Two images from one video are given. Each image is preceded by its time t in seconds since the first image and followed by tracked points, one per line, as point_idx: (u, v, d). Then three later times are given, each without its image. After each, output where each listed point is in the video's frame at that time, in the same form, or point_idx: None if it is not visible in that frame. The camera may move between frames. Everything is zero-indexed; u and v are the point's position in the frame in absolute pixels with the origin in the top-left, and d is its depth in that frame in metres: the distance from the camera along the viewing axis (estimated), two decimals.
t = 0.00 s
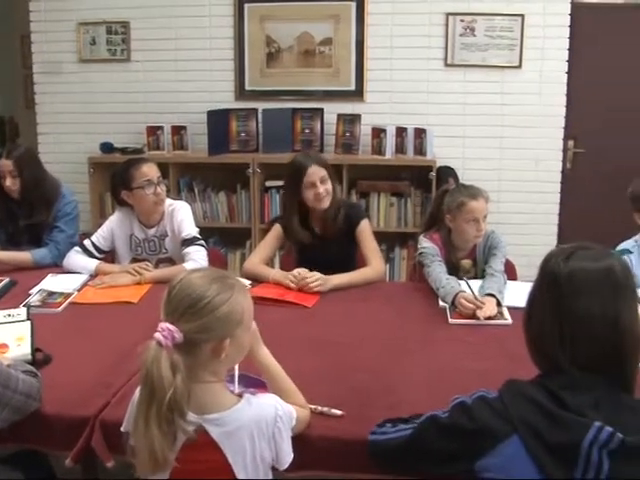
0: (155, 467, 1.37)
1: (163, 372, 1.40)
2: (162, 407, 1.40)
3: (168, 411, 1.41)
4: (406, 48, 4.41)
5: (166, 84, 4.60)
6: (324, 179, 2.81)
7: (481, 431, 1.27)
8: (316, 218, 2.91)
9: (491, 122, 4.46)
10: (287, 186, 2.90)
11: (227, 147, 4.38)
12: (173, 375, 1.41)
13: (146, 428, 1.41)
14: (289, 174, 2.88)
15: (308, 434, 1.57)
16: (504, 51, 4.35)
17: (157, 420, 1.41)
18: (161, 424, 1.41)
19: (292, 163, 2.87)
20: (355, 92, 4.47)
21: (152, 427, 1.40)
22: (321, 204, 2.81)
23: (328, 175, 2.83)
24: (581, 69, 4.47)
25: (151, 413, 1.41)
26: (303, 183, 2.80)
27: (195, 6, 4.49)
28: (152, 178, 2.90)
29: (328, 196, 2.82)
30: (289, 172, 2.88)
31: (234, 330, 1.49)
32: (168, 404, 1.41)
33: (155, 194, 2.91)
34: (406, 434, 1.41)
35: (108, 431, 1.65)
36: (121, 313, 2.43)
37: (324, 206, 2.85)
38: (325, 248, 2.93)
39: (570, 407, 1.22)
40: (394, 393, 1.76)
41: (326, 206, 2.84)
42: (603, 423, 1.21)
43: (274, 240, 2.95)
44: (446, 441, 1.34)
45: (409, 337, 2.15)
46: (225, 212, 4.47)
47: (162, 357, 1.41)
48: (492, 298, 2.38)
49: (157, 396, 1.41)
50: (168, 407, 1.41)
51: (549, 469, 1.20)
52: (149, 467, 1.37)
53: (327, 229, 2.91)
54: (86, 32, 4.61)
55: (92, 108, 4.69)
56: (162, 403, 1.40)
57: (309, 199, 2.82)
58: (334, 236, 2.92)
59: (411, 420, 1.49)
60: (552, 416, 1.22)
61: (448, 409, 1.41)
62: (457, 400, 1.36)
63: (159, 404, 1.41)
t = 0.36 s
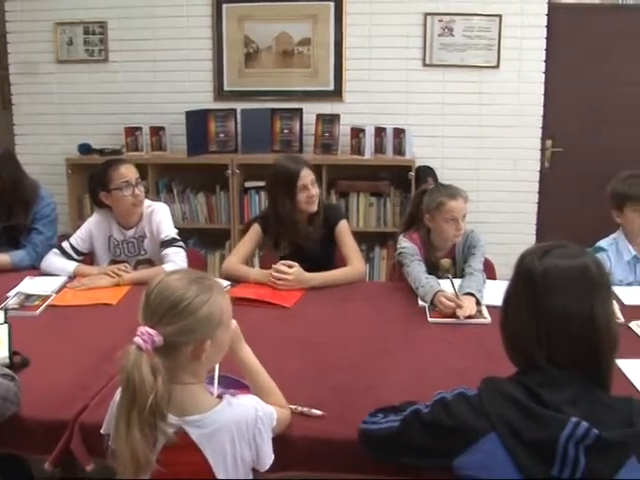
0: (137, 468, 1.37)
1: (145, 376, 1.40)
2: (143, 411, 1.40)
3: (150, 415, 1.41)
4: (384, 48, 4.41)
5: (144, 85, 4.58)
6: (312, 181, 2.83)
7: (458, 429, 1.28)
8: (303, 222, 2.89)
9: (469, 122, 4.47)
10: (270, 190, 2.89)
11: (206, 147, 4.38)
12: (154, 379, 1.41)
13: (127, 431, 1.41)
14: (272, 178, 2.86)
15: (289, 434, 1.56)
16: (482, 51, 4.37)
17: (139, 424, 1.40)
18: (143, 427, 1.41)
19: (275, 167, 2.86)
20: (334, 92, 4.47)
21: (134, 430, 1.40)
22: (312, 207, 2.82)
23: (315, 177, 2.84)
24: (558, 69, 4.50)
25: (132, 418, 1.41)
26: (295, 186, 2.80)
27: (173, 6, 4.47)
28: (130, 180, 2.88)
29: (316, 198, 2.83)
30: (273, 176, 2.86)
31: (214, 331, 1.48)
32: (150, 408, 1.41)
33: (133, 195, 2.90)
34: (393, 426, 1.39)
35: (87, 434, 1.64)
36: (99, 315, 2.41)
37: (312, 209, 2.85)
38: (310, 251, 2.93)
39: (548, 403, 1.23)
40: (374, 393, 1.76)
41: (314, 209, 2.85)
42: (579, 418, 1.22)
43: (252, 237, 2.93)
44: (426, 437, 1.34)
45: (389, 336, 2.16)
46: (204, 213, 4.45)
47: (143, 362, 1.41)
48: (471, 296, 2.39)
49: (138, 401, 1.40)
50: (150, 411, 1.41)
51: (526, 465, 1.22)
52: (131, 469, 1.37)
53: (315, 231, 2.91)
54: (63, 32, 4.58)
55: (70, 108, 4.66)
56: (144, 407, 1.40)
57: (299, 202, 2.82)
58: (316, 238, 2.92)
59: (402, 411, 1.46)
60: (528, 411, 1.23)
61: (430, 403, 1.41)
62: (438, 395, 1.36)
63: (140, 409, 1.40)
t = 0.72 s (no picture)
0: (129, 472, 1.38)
1: (136, 382, 1.39)
2: (134, 415, 1.40)
3: (141, 419, 1.40)
4: (365, 47, 4.42)
5: (125, 84, 4.56)
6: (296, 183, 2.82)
7: (438, 426, 1.30)
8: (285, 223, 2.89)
9: (450, 121, 4.48)
10: (253, 192, 2.87)
11: (187, 147, 4.36)
12: (143, 383, 1.40)
13: (119, 436, 1.41)
14: (255, 181, 2.85)
15: (271, 434, 1.56)
16: (463, 50, 4.38)
17: (128, 428, 1.40)
18: (133, 430, 1.41)
19: (259, 169, 2.84)
20: (315, 92, 4.47)
21: (125, 433, 1.40)
22: (294, 211, 2.82)
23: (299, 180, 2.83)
24: (538, 69, 4.52)
25: (123, 422, 1.40)
26: (280, 190, 2.79)
27: (153, 5, 4.45)
28: (110, 180, 2.87)
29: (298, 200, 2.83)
30: (256, 179, 2.84)
31: (197, 329, 1.49)
32: (141, 411, 1.40)
33: (113, 196, 2.88)
34: (376, 429, 1.41)
35: (69, 436, 1.63)
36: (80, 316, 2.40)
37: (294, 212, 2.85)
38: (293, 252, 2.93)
39: (527, 398, 1.23)
40: (355, 391, 1.76)
41: (296, 212, 2.85)
42: (558, 413, 1.22)
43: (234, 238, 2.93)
44: (408, 435, 1.35)
45: (371, 335, 2.15)
46: (185, 213, 4.44)
47: (133, 366, 1.40)
48: (453, 295, 2.40)
49: (129, 405, 1.39)
50: (140, 414, 1.40)
51: (506, 459, 1.23)
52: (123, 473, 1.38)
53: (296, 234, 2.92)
54: (43, 32, 4.55)
55: (50, 109, 4.64)
56: (134, 412, 1.40)
57: (282, 205, 2.81)
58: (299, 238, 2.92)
59: (381, 415, 1.48)
60: (508, 407, 1.24)
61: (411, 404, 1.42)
62: (419, 395, 1.37)
63: (131, 413, 1.40)
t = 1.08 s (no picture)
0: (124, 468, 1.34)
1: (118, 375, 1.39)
2: (121, 410, 1.39)
3: (127, 413, 1.40)
4: (347, 44, 4.42)
5: (106, 82, 4.53)
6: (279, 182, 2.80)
7: (424, 422, 1.29)
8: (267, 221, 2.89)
9: (432, 117, 4.49)
10: (235, 189, 2.86)
11: (169, 145, 4.34)
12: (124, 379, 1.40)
13: (107, 434, 1.38)
14: (237, 179, 2.84)
15: (254, 430, 1.55)
16: (445, 47, 4.39)
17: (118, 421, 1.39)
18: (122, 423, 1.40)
19: (241, 166, 2.83)
20: (297, 89, 4.46)
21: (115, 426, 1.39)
22: (275, 210, 2.82)
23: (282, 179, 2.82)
24: (519, 66, 4.54)
25: (111, 419, 1.39)
26: (262, 187, 2.78)
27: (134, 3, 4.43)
28: (91, 179, 2.85)
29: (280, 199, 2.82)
30: (238, 177, 2.83)
31: (176, 326, 1.48)
32: (127, 407, 1.40)
33: (94, 194, 2.87)
34: (360, 424, 1.42)
35: (51, 437, 1.62)
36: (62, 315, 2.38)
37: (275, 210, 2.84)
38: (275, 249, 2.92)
39: (510, 394, 1.24)
40: (339, 388, 1.76)
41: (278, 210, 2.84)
42: (540, 408, 1.22)
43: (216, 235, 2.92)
44: (392, 431, 1.36)
45: (353, 332, 2.15)
46: (168, 211, 4.43)
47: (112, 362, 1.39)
48: (435, 291, 2.40)
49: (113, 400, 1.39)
50: (125, 409, 1.40)
51: (489, 455, 1.22)
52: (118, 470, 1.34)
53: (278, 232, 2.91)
54: (22, 29, 4.50)
55: (30, 107, 4.60)
56: (121, 406, 1.39)
57: (264, 203, 2.80)
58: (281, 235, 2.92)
59: (365, 410, 1.49)
60: (490, 402, 1.24)
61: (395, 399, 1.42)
62: (401, 391, 1.37)
63: (118, 408, 1.39)
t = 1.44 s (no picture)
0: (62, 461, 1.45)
1: (81, 367, 1.40)
2: (78, 403, 1.41)
3: (84, 407, 1.41)
4: (330, 40, 4.41)
5: (87, 79, 4.50)
6: (261, 178, 2.81)
7: (408, 417, 1.30)
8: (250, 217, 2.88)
9: (415, 113, 4.50)
10: (218, 186, 2.86)
11: (152, 142, 4.33)
12: (91, 371, 1.41)
13: (60, 423, 1.44)
14: (219, 175, 2.84)
15: (237, 427, 1.55)
16: (427, 43, 4.40)
17: (73, 415, 1.42)
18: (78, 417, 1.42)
19: (224, 162, 2.83)
20: (279, 86, 4.45)
21: (68, 420, 1.43)
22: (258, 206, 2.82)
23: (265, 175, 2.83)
24: (502, 62, 4.55)
25: (67, 408, 1.42)
26: (245, 183, 2.78)
27: None
28: (73, 176, 2.83)
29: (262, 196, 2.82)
30: (220, 173, 2.83)
31: (156, 325, 1.46)
32: (85, 398, 1.41)
33: (76, 191, 2.85)
34: (343, 419, 1.43)
35: (33, 437, 1.61)
36: (44, 313, 2.37)
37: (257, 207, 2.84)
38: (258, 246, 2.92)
39: (494, 390, 1.24)
40: (323, 384, 1.76)
41: (260, 206, 2.85)
42: (524, 404, 1.22)
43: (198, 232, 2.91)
44: (375, 427, 1.37)
45: (337, 328, 2.16)
46: (151, 208, 4.41)
47: (80, 354, 1.41)
48: (418, 287, 2.40)
49: (73, 392, 1.41)
50: (85, 402, 1.41)
51: (473, 450, 1.22)
52: (57, 462, 1.45)
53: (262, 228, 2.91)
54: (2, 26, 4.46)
55: (10, 104, 4.56)
56: (79, 398, 1.40)
57: (246, 199, 2.81)
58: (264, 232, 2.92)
59: (350, 405, 1.49)
60: (474, 397, 1.24)
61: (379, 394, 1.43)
62: (385, 386, 1.38)
63: (75, 400, 1.41)
